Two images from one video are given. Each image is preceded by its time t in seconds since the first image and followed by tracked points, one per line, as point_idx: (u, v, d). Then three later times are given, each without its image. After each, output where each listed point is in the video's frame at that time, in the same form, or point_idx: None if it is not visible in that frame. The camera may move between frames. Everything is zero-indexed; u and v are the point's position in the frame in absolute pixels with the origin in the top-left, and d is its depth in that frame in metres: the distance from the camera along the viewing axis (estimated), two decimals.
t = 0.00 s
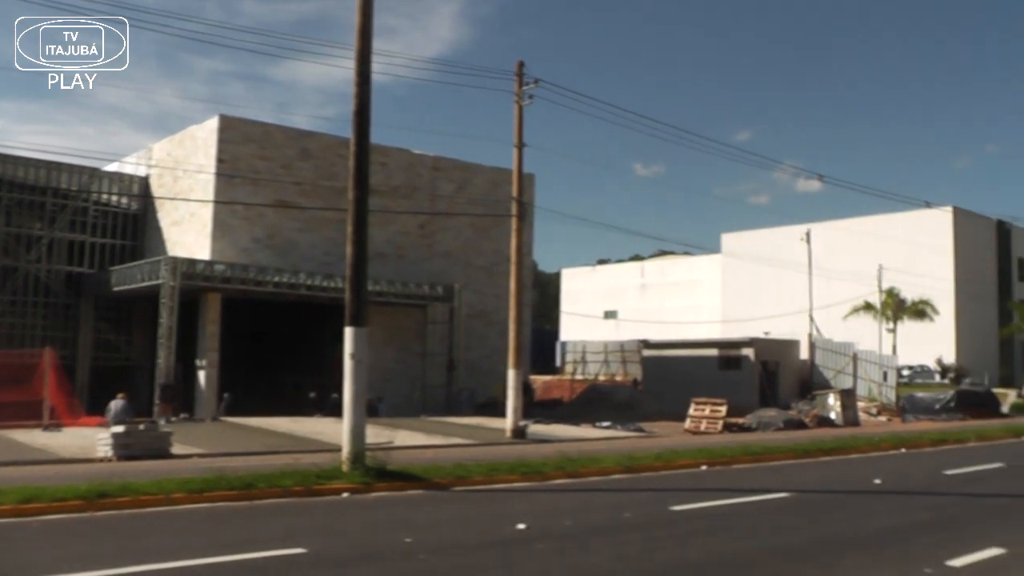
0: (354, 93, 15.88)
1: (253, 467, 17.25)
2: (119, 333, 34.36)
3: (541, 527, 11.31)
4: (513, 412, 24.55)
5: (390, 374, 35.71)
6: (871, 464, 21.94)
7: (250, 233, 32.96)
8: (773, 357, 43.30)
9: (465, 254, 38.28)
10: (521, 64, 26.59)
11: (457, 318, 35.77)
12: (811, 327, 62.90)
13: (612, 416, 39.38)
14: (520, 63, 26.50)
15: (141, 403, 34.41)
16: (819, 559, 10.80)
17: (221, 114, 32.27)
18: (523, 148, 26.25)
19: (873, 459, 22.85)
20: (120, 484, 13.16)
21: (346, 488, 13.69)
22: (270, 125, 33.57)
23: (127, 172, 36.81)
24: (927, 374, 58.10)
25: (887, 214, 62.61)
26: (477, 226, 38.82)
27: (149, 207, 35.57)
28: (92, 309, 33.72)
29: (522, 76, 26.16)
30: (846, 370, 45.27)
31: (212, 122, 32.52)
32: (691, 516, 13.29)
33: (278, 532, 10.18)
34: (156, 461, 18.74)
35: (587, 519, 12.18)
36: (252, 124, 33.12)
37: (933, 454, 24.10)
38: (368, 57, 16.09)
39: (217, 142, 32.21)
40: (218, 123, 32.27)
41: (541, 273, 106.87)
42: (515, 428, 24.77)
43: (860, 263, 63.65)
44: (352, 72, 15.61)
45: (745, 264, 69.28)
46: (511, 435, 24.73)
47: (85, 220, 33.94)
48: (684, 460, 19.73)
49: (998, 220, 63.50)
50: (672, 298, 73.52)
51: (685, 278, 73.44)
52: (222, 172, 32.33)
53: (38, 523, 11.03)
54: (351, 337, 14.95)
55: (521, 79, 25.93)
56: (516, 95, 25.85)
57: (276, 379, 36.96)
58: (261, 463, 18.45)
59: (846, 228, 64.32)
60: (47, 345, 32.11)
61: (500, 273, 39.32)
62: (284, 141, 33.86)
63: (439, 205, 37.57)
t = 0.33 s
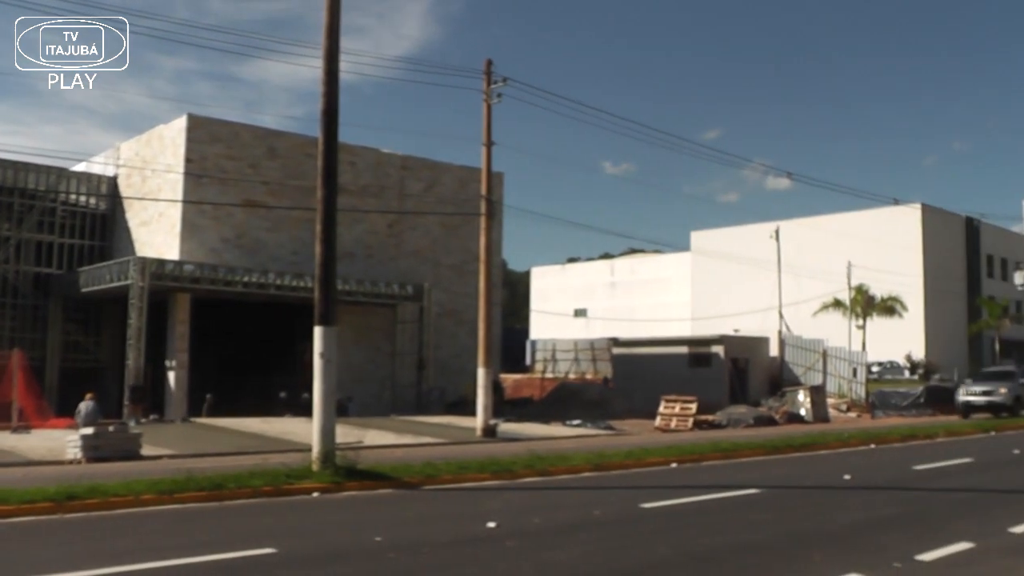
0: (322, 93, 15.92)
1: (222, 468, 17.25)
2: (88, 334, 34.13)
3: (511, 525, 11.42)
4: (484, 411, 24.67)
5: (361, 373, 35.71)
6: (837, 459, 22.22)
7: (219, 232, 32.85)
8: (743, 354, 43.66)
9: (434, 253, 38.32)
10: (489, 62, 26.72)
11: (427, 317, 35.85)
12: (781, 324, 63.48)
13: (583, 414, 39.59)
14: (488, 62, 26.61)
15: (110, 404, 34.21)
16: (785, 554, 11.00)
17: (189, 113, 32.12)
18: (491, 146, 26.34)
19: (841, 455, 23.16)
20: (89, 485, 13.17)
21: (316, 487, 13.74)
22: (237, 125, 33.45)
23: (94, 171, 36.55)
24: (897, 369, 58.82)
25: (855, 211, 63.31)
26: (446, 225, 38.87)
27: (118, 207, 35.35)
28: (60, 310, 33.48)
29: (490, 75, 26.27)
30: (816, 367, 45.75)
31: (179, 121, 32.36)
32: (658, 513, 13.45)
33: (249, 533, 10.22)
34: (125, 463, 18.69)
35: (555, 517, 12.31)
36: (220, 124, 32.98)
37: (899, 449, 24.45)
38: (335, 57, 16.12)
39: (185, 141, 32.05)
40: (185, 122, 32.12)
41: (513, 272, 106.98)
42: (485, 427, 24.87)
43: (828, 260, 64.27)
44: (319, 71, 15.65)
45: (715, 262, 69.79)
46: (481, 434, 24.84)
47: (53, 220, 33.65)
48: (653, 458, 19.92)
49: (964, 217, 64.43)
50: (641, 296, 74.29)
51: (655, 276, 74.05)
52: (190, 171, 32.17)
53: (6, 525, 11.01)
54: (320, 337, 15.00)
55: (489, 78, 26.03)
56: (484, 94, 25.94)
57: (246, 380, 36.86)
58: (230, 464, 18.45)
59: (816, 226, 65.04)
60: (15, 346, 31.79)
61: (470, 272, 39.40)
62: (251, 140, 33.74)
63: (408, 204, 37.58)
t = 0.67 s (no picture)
0: (308, 92, 15.94)
1: (209, 467, 17.26)
2: (75, 334, 34.02)
3: (498, 523, 11.47)
4: (471, 410, 24.73)
5: (347, 373, 35.72)
6: (823, 458, 22.36)
7: (205, 232, 32.81)
8: (730, 353, 43.84)
9: (421, 252, 38.36)
10: (476, 61, 26.76)
11: (413, 316, 35.87)
12: (767, 323, 63.79)
13: (570, 414, 39.66)
14: (475, 61, 26.67)
15: (97, 405, 34.09)
16: (772, 551, 11.11)
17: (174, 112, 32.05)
18: (477, 145, 26.36)
19: (828, 453, 23.32)
20: (77, 484, 13.18)
21: (303, 485, 13.77)
22: (223, 124, 33.40)
23: (80, 171, 36.43)
24: (883, 368, 59.16)
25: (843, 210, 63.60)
26: (432, 224, 38.90)
27: (103, 207, 35.25)
28: (47, 310, 33.37)
29: (477, 74, 26.32)
30: (803, 366, 45.97)
31: (165, 120, 32.29)
32: (645, 510, 13.53)
33: (237, 531, 10.27)
34: (114, 462, 18.68)
35: (543, 515, 12.38)
36: (206, 122, 32.92)
37: (885, 448, 24.61)
38: (321, 56, 16.15)
39: (171, 140, 32.01)
40: (171, 121, 32.06)
41: (499, 271, 107.00)
42: (473, 426, 24.91)
43: (815, 259, 64.55)
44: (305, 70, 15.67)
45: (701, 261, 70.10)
46: (469, 433, 24.89)
47: (39, 220, 33.53)
48: (641, 456, 20.02)
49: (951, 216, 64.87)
50: (628, 295, 74.57)
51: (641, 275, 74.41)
52: (176, 171, 32.11)
53: None
54: (307, 336, 15.04)
55: (475, 77, 26.08)
56: (470, 93, 26.00)
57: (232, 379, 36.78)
58: (218, 463, 18.46)
59: (802, 225, 65.36)
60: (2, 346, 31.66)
61: (456, 271, 39.44)
62: (237, 140, 33.70)
63: (394, 203, 37.60)
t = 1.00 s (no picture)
0: (304, 89, 15.97)
1: (206, 463, 17.30)
2: (71, 330, 33.99)
3: (493, 520, 11.52)
4: (466, 407, 24.78)
5: (343, 369, 35.76)
6: (818, 456, 22.41)
7: (201, 229, 32.82)
8: (725, 350, 43.89)
9: (417, 249, 38.40)
10: (472, 58, 26.77)
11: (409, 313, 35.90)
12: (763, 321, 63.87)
13: (565, 411, 39.65)
14: (471, 57, 26.68)
15: (94, 401, 34.07)
16: (768, 549, 11.18)
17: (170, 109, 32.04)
18: (473, 142, 26.37)
19: (823, 451, 23.44)
20: (73, 480, 13.21)
21: (299, 482, 13.82)
22: (220, 121, 33.41)
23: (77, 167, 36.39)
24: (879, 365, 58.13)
25: (840, 207, 63.65)
26: (428, 221, 38.92)
27: (100, 203, 35.22)
28: (43, 306, 33.38)
29: (472, 71, 26.34)
30: (798, 364, 45.98)
31: (161, 117, 32.29)
32: (641, 508, 13.58)
33: (233, 527, 10.32)
34: (110, 458, 18.72)
35: (539, 512, 12.43)
36: (202, 119, 32.92)
37: (880, 446, 24.67)
38: (317, 52, 16.17)
39: (167, 137, 32.02)
40: (167, 118, 32.06)
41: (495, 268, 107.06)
42: (468, 422, 24.96)
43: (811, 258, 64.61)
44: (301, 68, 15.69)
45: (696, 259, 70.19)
46: (464, 430, 24.93)
47: (35, 217, 33.54)
48: (636, 453, 20.09)
49: (948, 214, 65.00)
50: (624, 292, 74.68)
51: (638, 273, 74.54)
52: (172, 168, 32.13)
53: None
54: (303, 333, 15.07)
55: (471, 74, 26.10)
56: (467, 90, 26.03)
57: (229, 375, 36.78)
58: (214, 459, 18.49)
59: (798, 223, 65.43)
60: None
61: (452, 268, 39.47)
62: (233, 137, 33.71)
63: (390, 200, 37.65)
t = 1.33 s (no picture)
0: (309, 85, 15.99)
1: (211, 458, 17.36)
2: (78, 326, 34.08)
3: (497, 516, 11.58)
4: (471, 403, 24.81)
5: (348, 365, 35.85)
6: (823, 454, 22.44)
7: (207, 225, 32.92)
8: (729, 348, 43.89)
9: (422, 245, 38.44)
10: (478, 56, 26.80)
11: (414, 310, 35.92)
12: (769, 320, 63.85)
13: (569, 409, 39.68)
14: (476, 55, 26.70)
15: (100, 396, 34.16)
16: (770, 547, 11.21)
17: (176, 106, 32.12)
18: (479, 139, 26.40)
19: (827, 449, 23.44)
20: (79, 473, 13.29)
21: (304, 477, 13.88)
22: (226, 118, 33.48)
23: (84, 163, 36.49)
24: (888, 366, 58.48)
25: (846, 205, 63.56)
26: (433, 218, 38.95)
27: (107, 200, 35.20)
28: (51, 302, 33.50)
29: (478, 69, 26.38)
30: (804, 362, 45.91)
31: (168, 113, 32.36)
32: (646, 505, 13.63)
33: (239, 521, 10.39)
34: (117, 452, 18.81)
35: (543, 508, 12.48)
36: (208, 116, 33.00)
37: (885, 445, 24.69)
38: (323, 49, 16.20)
39: (174, 133, 32.10)
40: (174, 115, 32.14)
41: (501, 266, 107.03)
42: (473, 419, 24.99)
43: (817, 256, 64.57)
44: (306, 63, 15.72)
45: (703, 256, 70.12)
46: (469, 427, 24.97)
47: (43, 213, 33.68)
48: (641, 451, 20.10)
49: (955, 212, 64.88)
50: (629, 290, 74.64)
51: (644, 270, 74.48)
52: (178, 164, 32.22)
53: None
54: (308, 329, 15.12)
55: (477, 71, 26.12)
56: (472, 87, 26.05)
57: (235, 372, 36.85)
58: (219, 453, 18.56)
59: (804, 221, 65.39)
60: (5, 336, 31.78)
61: (457, 265, 39.51)
62: (239, 133, 33.78)
63: (395, 196, 37.68)
